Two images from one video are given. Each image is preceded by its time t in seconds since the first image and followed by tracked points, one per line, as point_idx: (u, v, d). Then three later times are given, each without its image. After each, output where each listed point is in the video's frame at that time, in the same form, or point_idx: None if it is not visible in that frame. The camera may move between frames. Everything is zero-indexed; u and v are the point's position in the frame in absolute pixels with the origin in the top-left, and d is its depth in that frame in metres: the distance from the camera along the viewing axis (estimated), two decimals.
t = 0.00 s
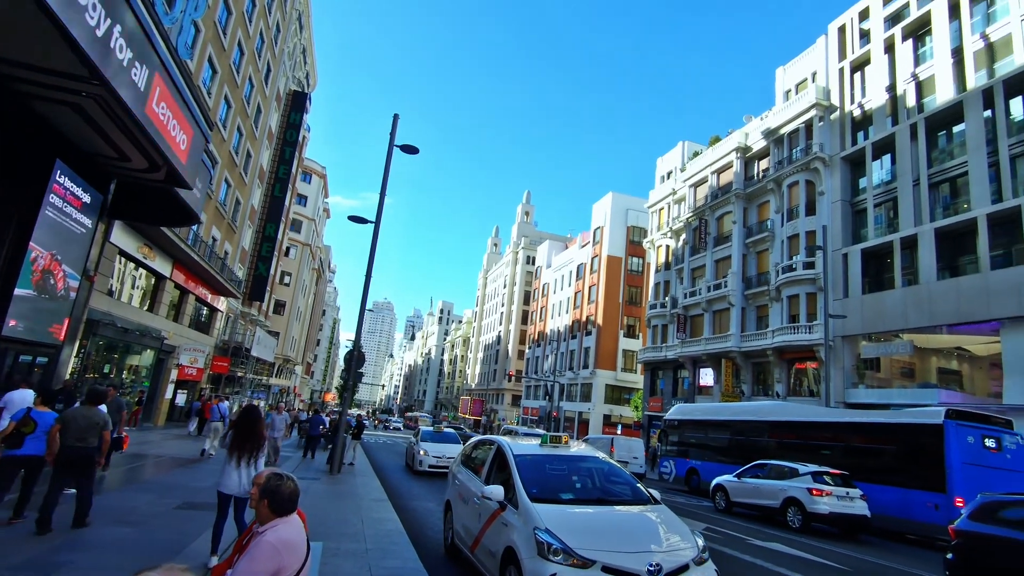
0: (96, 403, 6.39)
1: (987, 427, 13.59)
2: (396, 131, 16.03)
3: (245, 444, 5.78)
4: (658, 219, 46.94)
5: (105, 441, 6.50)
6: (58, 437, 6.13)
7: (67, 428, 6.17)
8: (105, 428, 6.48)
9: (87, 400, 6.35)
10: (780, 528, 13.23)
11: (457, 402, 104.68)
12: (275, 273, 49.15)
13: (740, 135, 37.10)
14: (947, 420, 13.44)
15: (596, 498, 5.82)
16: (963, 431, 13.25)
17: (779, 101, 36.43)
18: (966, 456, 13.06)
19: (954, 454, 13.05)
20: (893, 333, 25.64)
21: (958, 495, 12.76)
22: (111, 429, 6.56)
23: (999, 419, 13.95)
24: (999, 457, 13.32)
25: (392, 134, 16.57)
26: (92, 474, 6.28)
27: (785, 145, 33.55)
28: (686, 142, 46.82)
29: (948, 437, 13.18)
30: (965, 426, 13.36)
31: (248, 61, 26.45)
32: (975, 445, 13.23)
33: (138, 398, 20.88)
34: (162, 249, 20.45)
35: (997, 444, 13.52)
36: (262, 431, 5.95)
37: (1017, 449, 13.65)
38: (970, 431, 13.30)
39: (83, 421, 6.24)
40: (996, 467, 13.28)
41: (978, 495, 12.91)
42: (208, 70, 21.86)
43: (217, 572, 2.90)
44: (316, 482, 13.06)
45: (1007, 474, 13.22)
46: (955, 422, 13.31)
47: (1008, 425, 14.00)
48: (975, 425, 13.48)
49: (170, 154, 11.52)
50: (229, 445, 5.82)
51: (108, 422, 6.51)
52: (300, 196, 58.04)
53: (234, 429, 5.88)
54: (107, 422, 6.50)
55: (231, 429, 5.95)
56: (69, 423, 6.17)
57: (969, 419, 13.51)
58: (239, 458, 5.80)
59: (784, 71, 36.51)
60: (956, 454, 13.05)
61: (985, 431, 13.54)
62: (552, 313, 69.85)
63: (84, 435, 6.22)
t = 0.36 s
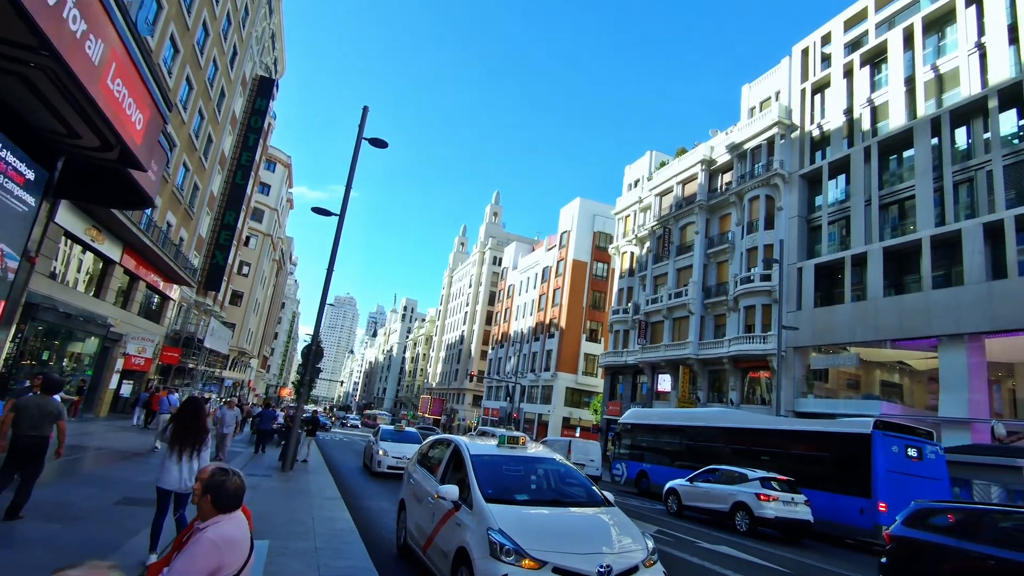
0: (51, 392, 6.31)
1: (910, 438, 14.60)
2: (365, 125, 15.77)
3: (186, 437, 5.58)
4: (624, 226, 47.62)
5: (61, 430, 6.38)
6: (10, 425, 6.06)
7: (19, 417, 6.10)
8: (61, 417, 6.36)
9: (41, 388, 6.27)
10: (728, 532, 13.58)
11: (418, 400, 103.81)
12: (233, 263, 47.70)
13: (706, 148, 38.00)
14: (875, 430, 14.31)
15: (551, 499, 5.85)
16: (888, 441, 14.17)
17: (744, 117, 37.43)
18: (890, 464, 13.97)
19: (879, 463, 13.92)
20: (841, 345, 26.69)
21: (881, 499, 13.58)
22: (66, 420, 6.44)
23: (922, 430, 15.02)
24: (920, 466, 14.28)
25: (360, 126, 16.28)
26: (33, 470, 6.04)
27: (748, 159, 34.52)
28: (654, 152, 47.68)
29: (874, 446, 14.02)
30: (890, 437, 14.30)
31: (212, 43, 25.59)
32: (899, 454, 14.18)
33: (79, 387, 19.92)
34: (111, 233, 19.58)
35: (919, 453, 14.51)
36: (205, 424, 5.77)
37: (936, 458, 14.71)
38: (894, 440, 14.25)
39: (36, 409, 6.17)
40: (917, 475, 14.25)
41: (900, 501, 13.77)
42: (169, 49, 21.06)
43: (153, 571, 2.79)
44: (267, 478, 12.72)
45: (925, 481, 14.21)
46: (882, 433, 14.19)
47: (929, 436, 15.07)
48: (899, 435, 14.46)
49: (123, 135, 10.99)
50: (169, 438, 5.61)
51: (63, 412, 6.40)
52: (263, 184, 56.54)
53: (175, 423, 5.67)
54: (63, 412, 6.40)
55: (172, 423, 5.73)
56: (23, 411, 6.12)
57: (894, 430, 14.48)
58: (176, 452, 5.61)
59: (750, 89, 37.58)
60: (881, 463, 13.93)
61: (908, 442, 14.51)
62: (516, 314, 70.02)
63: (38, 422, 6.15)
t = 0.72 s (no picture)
0: None
1: (843, 436, 15.43)
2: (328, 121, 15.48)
3: (130, 443, 5.33)
4: (588, 229, 48.17)
5: None
6: None
7: None
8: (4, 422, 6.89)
9: None
10: (685, 530, 13.89)
11: (379, 402, 102.42)
12: (188, 260, 46.08)
13: (668, 155, 38.79)
14: (811, 429, 15.09)
15: (512, 500, 5.86)
16: (823, 439, 14.97)
17: (705, 125, 38.37)
18: (825, 460, 14.75)
19: (815, 459, 14.71)
20: (793, 348, 27.65)
21: (816, 494, 14.37)
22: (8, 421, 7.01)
23: (854, 429, 15.85)
24: (852, 462, 15.10)
25: (324, 123, 15.97)
26: None
27: (709, 166, 35.43)
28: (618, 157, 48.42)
29: (810, 443, 14.85)
30: (826, 435, 15.10)
31: (167, 31, 24.69)
32: (833, 451, 14.98)
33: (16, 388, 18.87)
34: (54, 226, 18.64)
35: (851, 450, 15.33)
36: (152, 427, 5.50)
37: (866, 455, 15.48)
38: (829, 438, 15.04)
39: None
40: (850, 471, 15.06)
41: (833, 495, 14.57)
42: (121, 35, 20.20)
43: None
44: (221, 483, 12.33)
45: (857, 477, 15.01)
46: (818, 431, 14.98)
47: (861, 434, 15.90)
48: (833, 433, 15.27)
49: (70, 124, 10.29)
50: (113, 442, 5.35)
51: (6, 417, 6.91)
52: (220, 179, 54.84)
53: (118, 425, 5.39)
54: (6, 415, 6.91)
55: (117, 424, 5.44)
56: None
57: (829, 429, 15.29)
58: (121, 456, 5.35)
59: (711, 98, 38.56)
60: (816, 460, 14.73)
61: (841, 440, 15.34)
62: (480, 315, 69.94)
63: None
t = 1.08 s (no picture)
0: None
1: (787, 439, 16.08)
2: (295, 118, 15.15)
3: (78, 445, 5.14)
4: (557, 233, 48.51)
5: None
6: None
7: None
8: None
9: None
10: (648, 532, 14.09)
11: (344, 404, 100.73)
12: (144, 256, 44.47)
13: (636, 162, 39.40)
14: (757, 432, 15.70)
15: (478, 504, 5.85)
16: (769, 442, 15.57)
17: (673, 133, 39.12)
18: (769, 462, 15.34)
19: (760, 460, 15.29)
20: (754, 353, 28.39)
21: (761, 494, 14.93)
22: None
23: (796, 433, 16.52)
24: (795, 464, 15.75)
25: (291, 119, 15.63)
26: None
27: (676, 175, 36.16)
28: (588, 163, 48.96)
29: (756, 445, 15.45)
30: (771, 438, 15.71)
31: (126, 18, 23.86)
32: (778, 453, 15.58)
33: None
34: None
35: (794, 453, 15.97)
36: (101, 432, 5.35)
37: (808, 457, 16.12)
38: (774, 441, 15.65)
39: None
40: (793, 473, 15.69)
41: (777, 495, 15.14)
42: (76, 20, 19.41)
43: None
44: (176, 488, 11.92)
45: (800, 478, 15.63)
46: (763, 434, 15.59)
47: (804, 437, 16.54)
48: (778, 436, 15.90)
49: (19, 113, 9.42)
50: (58, 447, 5.12)
51: None
52: (180, 173, 53.16)
53: (65, 430, 5.19)
54: None
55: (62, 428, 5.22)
56: None
57: (774, 432, 15.91)
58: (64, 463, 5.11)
59: (679, 108, 39.35)
60: (762, 461, 15.30)
61: (785, 442, 15.98)
62: (448, 318, 69.61)
63: None
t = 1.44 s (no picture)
0: None
1: (738, 448, 16.56)
2: (264, 119, 14.89)
3: (20, 452, 4.88)
4: (529, 243, 48.73)
5: None
6: None
7: None
8: None
9: None
10: (613, 542, 14.16)
11: (308, 412, 98.60)
12: (100, 256, 42.85)
13: (607, 175, 40.00)
14: (709, 442, 16.12)
15: (443, 515, 5.79)
16: (720, 451, 16.01)
17: (644, 148, 39.82)
18: (720, 471, 15.74)
19: (711, 470, 15.66)
20: (718, 365, 28.96)
21: (712, 502, 15.25)
22: None
23: (746, 442, 17.01)
24: (745, 473, 16.21)
25: (260, 120, 15.35)
26: None
27: (646, 188, 36.83)
28: (561, 174, 49.43)
29: (708, 454, 15.86)
30: (722, 447, 16.15)
31: (89, 11, 23.16)
32: (728, 463, 16.01)
33: None
34: None
35: (744, 462, 16.46)
36: (46, 439, 5.10)
37: (757, 467, 16.62)
38: (725, 451, 16.10)
39: None
40: (742, 481, 16.11)
41: (727, 503, 15.49)
42: (34, 9, 18.72)
43: None
44: (127, 498, 11.45)
45: (750, 487, 16.07)
46: (714, 444, 16.03)
47: (754, 447, 17.02)
48: (729, 446, 16.34)
49: None
50: None
51: None
52: (141, 171, 51.52)
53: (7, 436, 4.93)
54: None
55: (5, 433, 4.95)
56: None
57: (726, 442, 16.35)
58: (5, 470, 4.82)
59: (649, 123, 40.12)
60: (713, 470, 15.69)
61: (736, 452, 16.43)
62: (417, 325, 69.02)
63: None
